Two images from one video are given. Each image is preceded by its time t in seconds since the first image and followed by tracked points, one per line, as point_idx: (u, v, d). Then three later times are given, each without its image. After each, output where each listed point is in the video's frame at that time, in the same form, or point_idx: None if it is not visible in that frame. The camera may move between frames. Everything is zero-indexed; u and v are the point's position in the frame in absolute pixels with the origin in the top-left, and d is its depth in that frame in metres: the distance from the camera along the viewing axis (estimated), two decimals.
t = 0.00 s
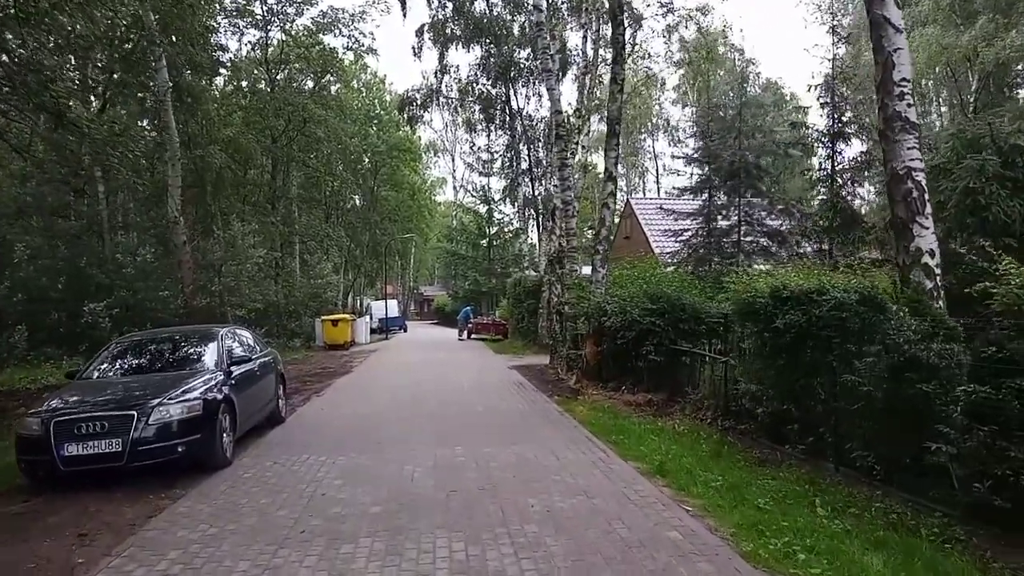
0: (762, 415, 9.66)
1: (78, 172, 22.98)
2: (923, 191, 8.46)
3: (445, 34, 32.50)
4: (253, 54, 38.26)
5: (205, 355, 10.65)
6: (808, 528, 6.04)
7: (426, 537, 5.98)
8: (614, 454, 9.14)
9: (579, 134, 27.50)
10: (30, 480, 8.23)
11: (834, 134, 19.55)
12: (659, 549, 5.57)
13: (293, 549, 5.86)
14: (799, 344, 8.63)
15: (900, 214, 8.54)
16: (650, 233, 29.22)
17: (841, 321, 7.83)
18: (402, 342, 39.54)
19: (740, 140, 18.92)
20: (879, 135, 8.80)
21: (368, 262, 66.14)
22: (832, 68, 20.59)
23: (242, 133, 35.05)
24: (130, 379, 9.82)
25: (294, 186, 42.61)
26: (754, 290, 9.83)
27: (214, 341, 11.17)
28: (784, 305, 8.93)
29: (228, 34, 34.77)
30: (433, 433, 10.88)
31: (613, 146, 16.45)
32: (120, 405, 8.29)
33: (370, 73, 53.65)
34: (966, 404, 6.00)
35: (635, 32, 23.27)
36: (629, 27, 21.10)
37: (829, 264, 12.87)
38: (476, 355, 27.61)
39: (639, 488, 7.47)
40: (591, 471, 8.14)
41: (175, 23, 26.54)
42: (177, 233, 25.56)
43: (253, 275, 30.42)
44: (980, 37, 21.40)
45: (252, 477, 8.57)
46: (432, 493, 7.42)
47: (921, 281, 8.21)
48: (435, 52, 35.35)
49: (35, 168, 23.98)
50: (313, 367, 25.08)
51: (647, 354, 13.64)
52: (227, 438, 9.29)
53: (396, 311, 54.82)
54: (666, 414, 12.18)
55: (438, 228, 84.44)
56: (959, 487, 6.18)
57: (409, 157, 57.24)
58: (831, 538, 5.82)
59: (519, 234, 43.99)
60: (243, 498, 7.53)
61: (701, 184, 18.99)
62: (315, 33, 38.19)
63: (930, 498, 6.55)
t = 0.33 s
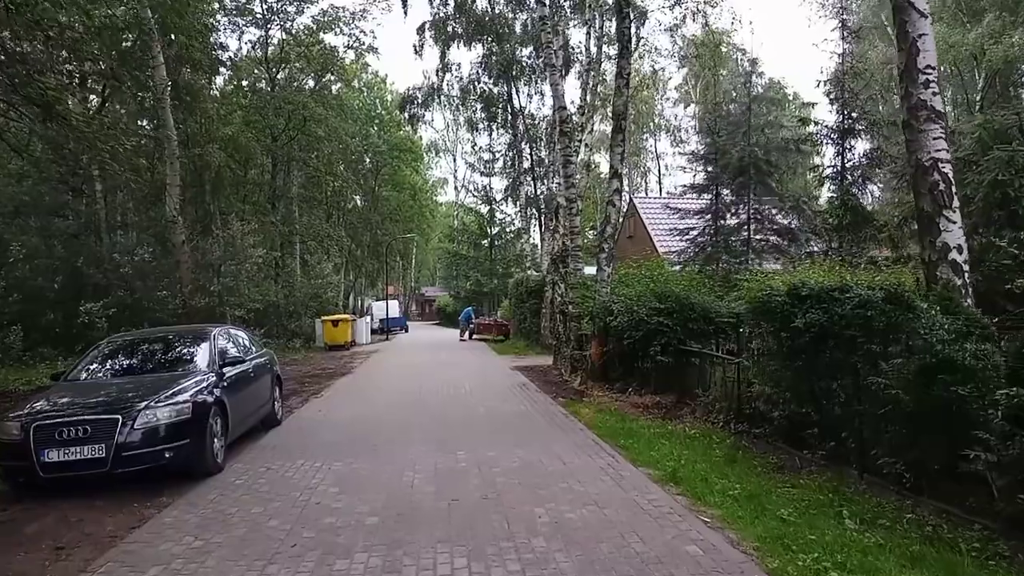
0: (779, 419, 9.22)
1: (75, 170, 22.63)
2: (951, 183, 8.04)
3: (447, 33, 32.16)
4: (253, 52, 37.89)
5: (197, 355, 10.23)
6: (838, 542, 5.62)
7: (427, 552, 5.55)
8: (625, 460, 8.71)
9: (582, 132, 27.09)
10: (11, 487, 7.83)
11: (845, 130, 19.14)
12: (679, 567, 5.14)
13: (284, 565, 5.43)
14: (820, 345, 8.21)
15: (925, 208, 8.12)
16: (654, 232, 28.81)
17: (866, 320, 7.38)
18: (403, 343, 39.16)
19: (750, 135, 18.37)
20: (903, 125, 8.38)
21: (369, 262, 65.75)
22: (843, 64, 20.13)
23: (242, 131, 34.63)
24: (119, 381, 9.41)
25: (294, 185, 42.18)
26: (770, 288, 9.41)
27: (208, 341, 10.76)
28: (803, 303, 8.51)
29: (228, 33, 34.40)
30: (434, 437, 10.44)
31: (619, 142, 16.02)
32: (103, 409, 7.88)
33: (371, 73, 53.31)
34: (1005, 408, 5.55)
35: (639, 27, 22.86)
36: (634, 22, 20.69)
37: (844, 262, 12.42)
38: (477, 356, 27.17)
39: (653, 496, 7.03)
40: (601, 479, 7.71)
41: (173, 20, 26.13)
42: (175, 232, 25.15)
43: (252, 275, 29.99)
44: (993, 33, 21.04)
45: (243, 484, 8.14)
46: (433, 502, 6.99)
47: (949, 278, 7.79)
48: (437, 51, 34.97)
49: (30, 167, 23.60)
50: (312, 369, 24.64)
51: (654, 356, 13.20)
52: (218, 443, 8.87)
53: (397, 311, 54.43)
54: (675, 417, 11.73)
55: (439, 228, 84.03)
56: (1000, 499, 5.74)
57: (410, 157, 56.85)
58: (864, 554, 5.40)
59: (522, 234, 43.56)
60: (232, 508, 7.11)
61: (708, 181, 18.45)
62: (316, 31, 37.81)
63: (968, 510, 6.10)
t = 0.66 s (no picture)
0: (797, 428, 8.76)
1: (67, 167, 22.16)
2: (981, 178, 7.58)
3: (447, 29, 31.68)
4: (250, 49, 37.42)
5: (186, 359, 9.78)
6: (871, 567, 5.17)
7: None
8: (635, 470, 8.25)
9: (584, 129, 26.60)
10: None
11: (856, 126, 18.65)
12: None
13: None
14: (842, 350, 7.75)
15: (954, 204, 7.66)
16: (657, 231, 28.31)
17: (895, 324, 6.92)
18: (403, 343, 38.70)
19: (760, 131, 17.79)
20: (929, 118, 7.91)
21: (368, 261, 65.25)
22: (853, 58, 19.64)
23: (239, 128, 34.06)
24: (103, 387, 8.96)
25: (292, 183, 41.70)
26: (786, 290, 8.95)
27: (198, 344, 10.31)
28: (824, 306, 8.06)
29: (224, 28, 33.89)
30: (433, 445, 9.99)
31: (623, 138, 15.56)
32: (82, 419, 7.43)
33: (371, 70, 52.80)
34: None
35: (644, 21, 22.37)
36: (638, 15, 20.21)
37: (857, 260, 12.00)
38: (477, 357, 26.70)
39: (668, 513, 6.59)
40: (611, 493, 7.25)
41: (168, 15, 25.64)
42: (169, 230, 24.68)
43: (249, 274, 29.52)
44: (1007, 27, 20.53)
45: (231, 498, 7.69)
46: (432, 520, 6.53)
47: (980, 279, 7.33)
48: (437, 47, 34.47)
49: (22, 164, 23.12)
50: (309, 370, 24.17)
51: (661, 358, 12.76)
52: (205, 453, 8.42)
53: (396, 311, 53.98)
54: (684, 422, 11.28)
55: (438, 227, 83.53)
56: None
57: (409, 155, 56.34)
58: None
59: (523, 232, 43.07)
60: (218, 526, 6.65)
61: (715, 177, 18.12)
62: (314, 27, 37.26)
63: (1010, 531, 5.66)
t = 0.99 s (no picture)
0: (820, 432, 8.35)
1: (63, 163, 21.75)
2: (1017, 167, 7.17)
3: (448, 26, 31.28)
4: (250, 47, 37.00)
5: (180, 357, 9.37)
6: None
7: None
8: (651, 476, 7.84)
9: (588, 126, 26.16)
10: None
11: (868, 122, 18.24)
12: None
13: None
14: (870, 348, 7.36)
15: (990, 194, 7.25)
16: (661, 229, 27.88)
17: (930, 320, 6.50)
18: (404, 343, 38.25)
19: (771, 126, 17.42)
20: (962, 104, 7.50)
21: (368, 261, 64.80)
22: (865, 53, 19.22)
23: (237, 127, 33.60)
24: (93, 387, 8.55)
25: (291, 182, 41.29)
26: (809, 286, 8.53)
27: (192, 342, 9.90)
28: (851, 303, 7.64)
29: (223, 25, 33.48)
30: (437, 449, 9.55)
31: (632, 132, 15.14)
32: (67, 421, 7.02)
33: (371, 69, 52.41)
34: None
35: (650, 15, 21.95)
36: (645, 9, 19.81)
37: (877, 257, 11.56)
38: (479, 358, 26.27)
39: (689, 522, 6.18)
40: (627, 500, 6.84)
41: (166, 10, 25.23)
42: (167, 229, 24.27)
43: (247, 274, 29.11)
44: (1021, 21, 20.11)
45: (224, 505, 7.27)
46: (439, 529, 6.12)
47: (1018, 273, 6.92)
48: (438, 44, 34.06)
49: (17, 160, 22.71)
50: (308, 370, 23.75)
51: (672, 358, 12.33)
52: (199, 457, 8.00)
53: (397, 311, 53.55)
54: (696, 424, 10.86)
55: (438, 227, 83.10)
56: None
57: (410, 155, 55.92)
58: None
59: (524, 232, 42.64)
60: (210, 535, 6.23)
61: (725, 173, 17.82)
62: (314, 25, 36.82)
63: None
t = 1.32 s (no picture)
0: (845, 439, 7.96)
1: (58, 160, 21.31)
2: None
3: (449, 22, 30.85)
4: (250, 44, 36.62)
5: (174, 360, 8.98)
6: None
7: None
8: (668, 486, 7.44)
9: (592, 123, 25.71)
10: None
11: (879, 117, 17.82)
12: None
13: None
14: (902, 351, 6.95)
15: None
16: (665, 227, 27.45)
17: (971, 323, 6.07)
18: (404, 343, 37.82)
19: (783, 120, 16.89)
20: (998, 94, 7.05)
21: (368, 260, 64.33)
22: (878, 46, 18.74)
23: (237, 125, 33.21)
24: (83, 392, 8.14)
25: (291, 181, 40.82)
26: (833, 285, 8.12)
27: (186, 344, 9.51)
28: (880, 304, 7.24)
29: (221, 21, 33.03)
30: (443, 455, 9.17)
31: (640, 127, 14.73)
32: (51, 430, 6.62)
33: (371, 67, 51.97)
34: None
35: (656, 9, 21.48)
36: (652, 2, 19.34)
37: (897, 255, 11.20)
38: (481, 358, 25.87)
39: (714, 537, 5.78)
40: (645, 513, 6.44)
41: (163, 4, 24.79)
42: (164, 227, 23.83)
43: (246, 273, 28.71)
44: None
45: (218, 517, 6.87)
46: (446, 546, 5.72)
47: None
48: (439, 41, 33.64)
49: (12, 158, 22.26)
50: (308, 371, 23.36)
51: (684, 360, 11.97)
52: (192, 466, 7.60)
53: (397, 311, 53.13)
54: (710, 429, 10.50)
55: (439, 226, 82.66)
56: None
57: (410, 153, 55.48)
58: None
59: (526, 230, 42.22)
60: (203, 552, 5.83)
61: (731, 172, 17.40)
62: (313, 22, 36.35)
63: None
